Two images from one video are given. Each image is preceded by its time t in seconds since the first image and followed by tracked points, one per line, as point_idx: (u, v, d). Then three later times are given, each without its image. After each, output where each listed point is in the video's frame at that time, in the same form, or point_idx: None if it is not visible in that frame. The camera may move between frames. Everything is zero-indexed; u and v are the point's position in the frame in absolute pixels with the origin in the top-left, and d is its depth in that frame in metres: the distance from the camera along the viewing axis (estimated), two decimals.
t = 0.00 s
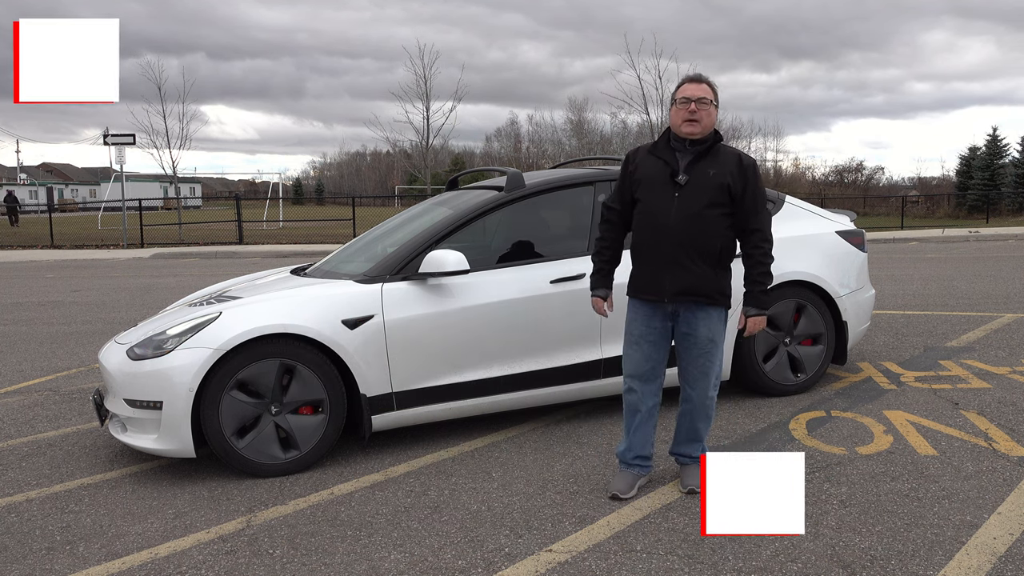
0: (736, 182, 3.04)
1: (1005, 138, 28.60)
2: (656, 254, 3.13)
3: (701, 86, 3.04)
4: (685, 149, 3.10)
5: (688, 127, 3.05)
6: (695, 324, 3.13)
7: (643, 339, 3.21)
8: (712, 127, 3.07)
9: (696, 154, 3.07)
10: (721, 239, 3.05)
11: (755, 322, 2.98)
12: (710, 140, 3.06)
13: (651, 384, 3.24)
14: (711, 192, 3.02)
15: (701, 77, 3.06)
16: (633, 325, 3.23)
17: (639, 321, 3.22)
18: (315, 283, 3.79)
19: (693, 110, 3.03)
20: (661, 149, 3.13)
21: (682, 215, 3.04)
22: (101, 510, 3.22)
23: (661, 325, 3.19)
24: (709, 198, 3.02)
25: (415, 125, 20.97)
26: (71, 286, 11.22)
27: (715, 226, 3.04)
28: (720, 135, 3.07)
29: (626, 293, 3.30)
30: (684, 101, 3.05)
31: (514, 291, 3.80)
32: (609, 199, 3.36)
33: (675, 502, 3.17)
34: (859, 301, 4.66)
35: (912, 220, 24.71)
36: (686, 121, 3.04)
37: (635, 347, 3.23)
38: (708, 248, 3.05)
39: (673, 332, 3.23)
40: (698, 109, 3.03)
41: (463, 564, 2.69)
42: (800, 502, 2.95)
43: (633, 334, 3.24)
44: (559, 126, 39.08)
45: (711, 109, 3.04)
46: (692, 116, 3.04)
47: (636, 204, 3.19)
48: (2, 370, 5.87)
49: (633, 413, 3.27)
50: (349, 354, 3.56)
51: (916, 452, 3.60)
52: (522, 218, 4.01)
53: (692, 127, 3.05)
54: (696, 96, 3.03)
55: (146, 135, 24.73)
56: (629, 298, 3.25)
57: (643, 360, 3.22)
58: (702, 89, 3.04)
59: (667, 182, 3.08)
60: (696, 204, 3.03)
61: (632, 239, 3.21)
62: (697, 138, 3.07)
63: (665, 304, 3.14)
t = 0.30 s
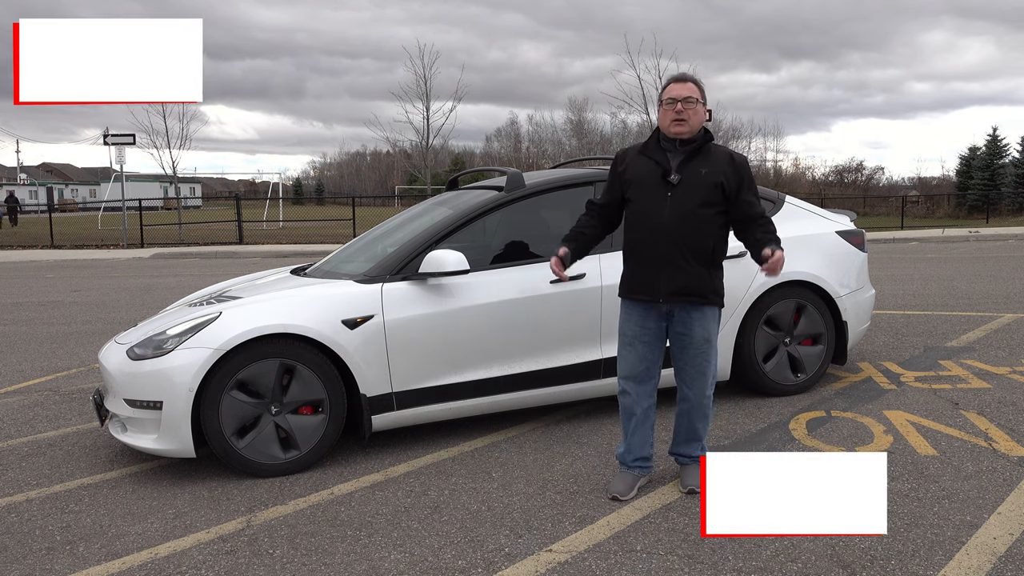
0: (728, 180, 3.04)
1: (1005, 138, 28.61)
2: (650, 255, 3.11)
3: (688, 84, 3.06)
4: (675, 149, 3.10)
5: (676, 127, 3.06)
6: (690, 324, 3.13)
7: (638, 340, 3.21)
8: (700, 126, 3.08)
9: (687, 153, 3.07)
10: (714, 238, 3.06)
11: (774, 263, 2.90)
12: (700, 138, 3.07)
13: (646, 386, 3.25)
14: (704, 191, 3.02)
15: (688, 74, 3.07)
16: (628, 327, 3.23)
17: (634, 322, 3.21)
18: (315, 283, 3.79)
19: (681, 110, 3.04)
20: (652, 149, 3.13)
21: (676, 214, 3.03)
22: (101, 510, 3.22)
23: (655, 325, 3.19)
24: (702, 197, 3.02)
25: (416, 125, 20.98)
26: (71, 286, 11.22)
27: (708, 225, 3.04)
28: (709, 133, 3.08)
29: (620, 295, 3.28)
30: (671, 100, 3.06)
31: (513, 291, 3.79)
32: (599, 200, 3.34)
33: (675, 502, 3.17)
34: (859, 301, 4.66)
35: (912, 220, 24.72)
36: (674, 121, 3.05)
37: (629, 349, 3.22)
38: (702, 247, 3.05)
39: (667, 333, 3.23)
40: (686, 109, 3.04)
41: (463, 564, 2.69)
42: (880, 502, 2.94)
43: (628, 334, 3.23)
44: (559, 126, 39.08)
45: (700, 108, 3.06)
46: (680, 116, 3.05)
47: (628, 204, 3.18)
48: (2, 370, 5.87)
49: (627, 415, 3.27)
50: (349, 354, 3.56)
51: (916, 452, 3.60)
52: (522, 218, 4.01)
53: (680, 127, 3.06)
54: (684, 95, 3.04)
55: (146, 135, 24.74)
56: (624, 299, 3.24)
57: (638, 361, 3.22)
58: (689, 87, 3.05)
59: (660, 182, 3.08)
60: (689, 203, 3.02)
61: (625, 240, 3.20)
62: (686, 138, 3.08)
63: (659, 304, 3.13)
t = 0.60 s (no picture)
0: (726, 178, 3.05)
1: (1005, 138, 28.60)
2: (649, 255, 3.11)
3: (681, 84, 3.05)
4: (671, 149, 3.10)
5: (674, 128, 3.04)
6: (689, 324, 3.13)
7: (637, 341, 3.21)
8: (696, 127, 3.07)
9: (683, 153, 3.07)
10: (713, 237, 3.06)
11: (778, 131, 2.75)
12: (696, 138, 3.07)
13: (645, 386, 3.25)
14: (702, 191, 3.02)
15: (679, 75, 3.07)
16: (627, 328, 3.23)
17: (633, 322, 3.21)
18: (315, 283, 3.79)
19: (677, 110, 3.03)
20: (649, 149, 3.12)
21: (676, 214, 3.03)
22: (102, 510, 3.22)
23: (654, 325, 3.19)
24: (701, 197, 3.02)
25: (416, 125, 20.98)
26: (71, 286, 11.22)
27: (707, 224, 3.04)
28: (705, 133, 3.08)
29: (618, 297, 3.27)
30: (667, 101, 3.04)
31: (513, 291, 3.80)
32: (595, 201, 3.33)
33: (675, 502, 3.18)
34: (859, 301, 4.66)
35: (912, 220, 24.71)
36: (671, 122, 3.03)
37: (629, 350, 3.22)
38: (701, 247, 3.05)
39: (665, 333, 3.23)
40: (682, 109, 3.04)
41: (463, 564, 2.69)
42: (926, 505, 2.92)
43: (627, 335, 3.23)
44: (559, 126, 39.07)
45: (695, 108, 3.06)
46: (676, 116, 3.04)
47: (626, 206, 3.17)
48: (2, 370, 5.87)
49: (627, 415, 3.27)
50: (349, 354, 3.56)
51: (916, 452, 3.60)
52: (522, 218, 4.01)
53: (678, 128, 3.04)
54: (679, 96, 3.03)
55: (146, 134, 24.74)
56: (622, 301, 3.23)
57: (637, 362, 3.21)
58: (682, 88, 3.05)
59: (658, 182, 3.07)
60: (688, 203, 3.02)
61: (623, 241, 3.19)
62: (683, 139, 3.06)
63: (660, 305, 3.14)
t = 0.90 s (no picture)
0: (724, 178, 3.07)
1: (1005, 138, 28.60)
2: (649, 256, 3.10)
3: (678, 84, 3.06)
4: (669, 149, 3.10)
5: (669, 127, 3.05)
6: (688, 324, 3.14)
7: (637, 341, 3.20)
8: (692, 126, 3.08)
9: (681, 153, 3.08)
10: (712, 236, 3.07)
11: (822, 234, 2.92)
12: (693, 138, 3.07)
13: (645, 387, 3.24)
14: (701, 190, 3.03)
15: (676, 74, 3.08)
16: (628, 328, 3.22)
17: (633, 322, 3.20)
18: (315, 283, 3.79)
19: (674, 109, 3.04)
20: (646, 149, 3.12)
21: (676, 214, 3.03)
22: (102, 510, 3.22)
23: (654, 325, 3.18)
24: (700, 196, 3.03)
25: (416, 125, 20.96)
26: (71, 285, 11.22)
27: (706, 224, 3.05)
28: (701, 133, 3.09)
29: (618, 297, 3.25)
30: (662, 100, 3.06)
31: (513, 291, 3.79)
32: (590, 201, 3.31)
33: (675, 502, 3.18)
34: (859, 301, 4.66)
35: (913, 220, 24.70)
36: (667, 121, 3.05)
37: (629, 351, 3.21)
38: (701, 246, 3.06)
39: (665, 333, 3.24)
40: (679, 108, 3.04)
41: (463, 564, 2.69)
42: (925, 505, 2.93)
43: (626, 336, 3.22)
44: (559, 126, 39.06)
45: (691, 107, 3.06)
46: (672, 115, 3.05)
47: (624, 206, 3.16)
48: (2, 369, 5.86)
49: (627, 415, 3.27)
50: (349, 353, 3.56)
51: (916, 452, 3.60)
52: (522, 218, 4.01)
53: (673, 126, 3.06)
54: (675, 95, 3.04)
55: (146, 135, 24.75)
56: (621, 301, 3.22)
57: (637, 362, 3.21)
58: (679, 87, 3.06)
59: (657, 181, 3.06)
60: (688, 202, 3.03)
61: (622, 241, 3.17)
62: (679, 138, 3.07)
63: (660, 304, 3.13)
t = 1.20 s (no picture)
0: (722, 179, 3.07)
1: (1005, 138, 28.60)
2: (648, 256, 3.10)
3: (678, 83, 3.06)
4: (668, 149, 3.09)
5: (668, 127, 3.06)
6: (688, 323, 3.14)
7: (637, 340, 3.20)
8: (691, 125, 3.08)
9: (680, 153, 3.08)
10: (711, 237, 3.07)
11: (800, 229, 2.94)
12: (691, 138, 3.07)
13: (645, 385, 3.24)
14: (700, 191, 3.03)
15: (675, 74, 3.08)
16: (627, 327, 3.22)
17: (632, 322, 3.20)
18: (314, 283, 3.79)
19: (673, 109, 3.04)
20: (645, 150, 3.12)
21: (674, 215, 3.03)
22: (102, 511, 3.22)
23: (654, 324, 3.18)
24: (698, 197, 3.03)
25: (416, 126, 20.96)
26: (71, 285, 11.22)
27: (705, 224, 3.05)
28: (701, 132, 3.09)
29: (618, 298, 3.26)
30: (662, 100, 3.06)
31: (513, 291, 3.79)
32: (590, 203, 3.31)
33: (675, 502, 3.17)
34: (859, 301, 4.66)
35: (913, 220, 24.70)
36: (665, 121, 3.05)
37: (629, 349, 3.21)
38: (700, 246, 3.06)
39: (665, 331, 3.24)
40: (678, 108, 3.04)
41: (463, 564, 2.69)
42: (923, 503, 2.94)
43: (627, 334, 3.22)
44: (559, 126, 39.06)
45: (690, 107, 3.06)
46: (671, 115, 3.05)
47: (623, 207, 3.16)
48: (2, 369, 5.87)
49: (627, 413, 3.27)
50: (349, 353, 3.56)
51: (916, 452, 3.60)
52: (522, 218, 4.01)
53: (672, 127, 3.06)
54: (675, 95, 3.04)
55: (146, 135, 24.69)
56: (622, 302, 3.22)
57: (637, 361, 3.21)
58: (679, 87, 3.05)
59: (656, 183, 3.07)
60: (686, 203, 3.03)
61: (621, 243, 3.17)
62: (678, 138, 3.08)
63: (660, 305, 3.13)
